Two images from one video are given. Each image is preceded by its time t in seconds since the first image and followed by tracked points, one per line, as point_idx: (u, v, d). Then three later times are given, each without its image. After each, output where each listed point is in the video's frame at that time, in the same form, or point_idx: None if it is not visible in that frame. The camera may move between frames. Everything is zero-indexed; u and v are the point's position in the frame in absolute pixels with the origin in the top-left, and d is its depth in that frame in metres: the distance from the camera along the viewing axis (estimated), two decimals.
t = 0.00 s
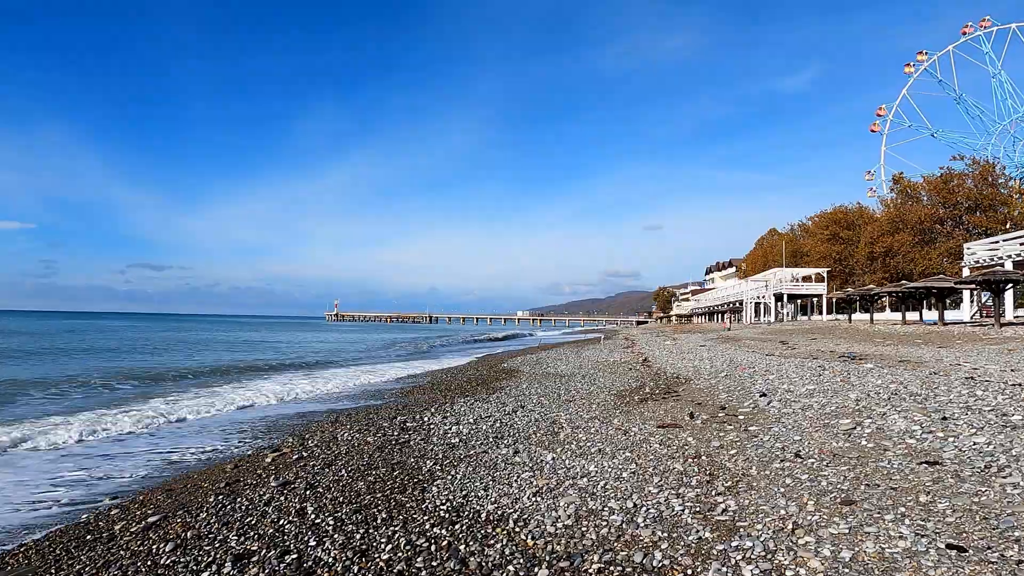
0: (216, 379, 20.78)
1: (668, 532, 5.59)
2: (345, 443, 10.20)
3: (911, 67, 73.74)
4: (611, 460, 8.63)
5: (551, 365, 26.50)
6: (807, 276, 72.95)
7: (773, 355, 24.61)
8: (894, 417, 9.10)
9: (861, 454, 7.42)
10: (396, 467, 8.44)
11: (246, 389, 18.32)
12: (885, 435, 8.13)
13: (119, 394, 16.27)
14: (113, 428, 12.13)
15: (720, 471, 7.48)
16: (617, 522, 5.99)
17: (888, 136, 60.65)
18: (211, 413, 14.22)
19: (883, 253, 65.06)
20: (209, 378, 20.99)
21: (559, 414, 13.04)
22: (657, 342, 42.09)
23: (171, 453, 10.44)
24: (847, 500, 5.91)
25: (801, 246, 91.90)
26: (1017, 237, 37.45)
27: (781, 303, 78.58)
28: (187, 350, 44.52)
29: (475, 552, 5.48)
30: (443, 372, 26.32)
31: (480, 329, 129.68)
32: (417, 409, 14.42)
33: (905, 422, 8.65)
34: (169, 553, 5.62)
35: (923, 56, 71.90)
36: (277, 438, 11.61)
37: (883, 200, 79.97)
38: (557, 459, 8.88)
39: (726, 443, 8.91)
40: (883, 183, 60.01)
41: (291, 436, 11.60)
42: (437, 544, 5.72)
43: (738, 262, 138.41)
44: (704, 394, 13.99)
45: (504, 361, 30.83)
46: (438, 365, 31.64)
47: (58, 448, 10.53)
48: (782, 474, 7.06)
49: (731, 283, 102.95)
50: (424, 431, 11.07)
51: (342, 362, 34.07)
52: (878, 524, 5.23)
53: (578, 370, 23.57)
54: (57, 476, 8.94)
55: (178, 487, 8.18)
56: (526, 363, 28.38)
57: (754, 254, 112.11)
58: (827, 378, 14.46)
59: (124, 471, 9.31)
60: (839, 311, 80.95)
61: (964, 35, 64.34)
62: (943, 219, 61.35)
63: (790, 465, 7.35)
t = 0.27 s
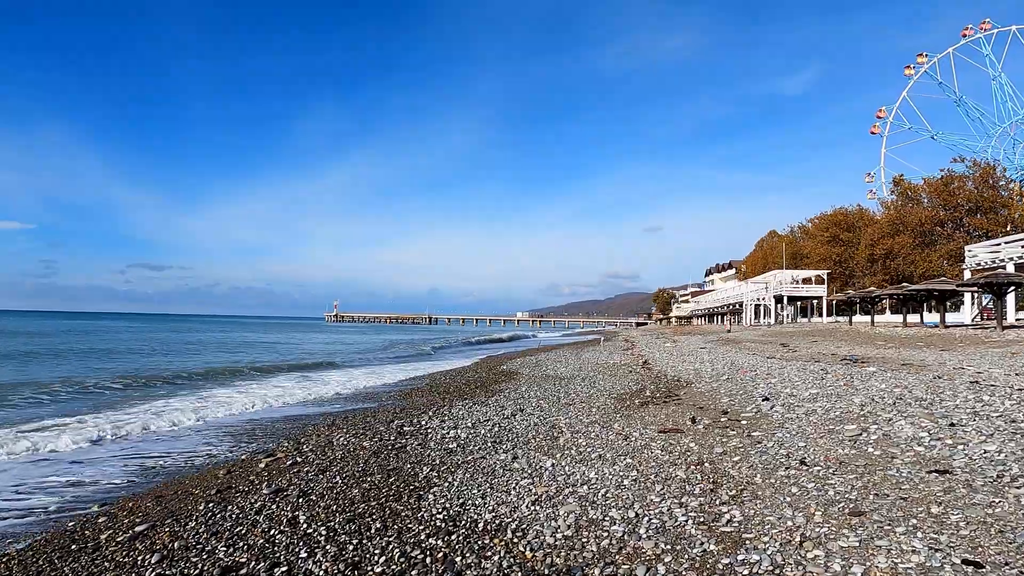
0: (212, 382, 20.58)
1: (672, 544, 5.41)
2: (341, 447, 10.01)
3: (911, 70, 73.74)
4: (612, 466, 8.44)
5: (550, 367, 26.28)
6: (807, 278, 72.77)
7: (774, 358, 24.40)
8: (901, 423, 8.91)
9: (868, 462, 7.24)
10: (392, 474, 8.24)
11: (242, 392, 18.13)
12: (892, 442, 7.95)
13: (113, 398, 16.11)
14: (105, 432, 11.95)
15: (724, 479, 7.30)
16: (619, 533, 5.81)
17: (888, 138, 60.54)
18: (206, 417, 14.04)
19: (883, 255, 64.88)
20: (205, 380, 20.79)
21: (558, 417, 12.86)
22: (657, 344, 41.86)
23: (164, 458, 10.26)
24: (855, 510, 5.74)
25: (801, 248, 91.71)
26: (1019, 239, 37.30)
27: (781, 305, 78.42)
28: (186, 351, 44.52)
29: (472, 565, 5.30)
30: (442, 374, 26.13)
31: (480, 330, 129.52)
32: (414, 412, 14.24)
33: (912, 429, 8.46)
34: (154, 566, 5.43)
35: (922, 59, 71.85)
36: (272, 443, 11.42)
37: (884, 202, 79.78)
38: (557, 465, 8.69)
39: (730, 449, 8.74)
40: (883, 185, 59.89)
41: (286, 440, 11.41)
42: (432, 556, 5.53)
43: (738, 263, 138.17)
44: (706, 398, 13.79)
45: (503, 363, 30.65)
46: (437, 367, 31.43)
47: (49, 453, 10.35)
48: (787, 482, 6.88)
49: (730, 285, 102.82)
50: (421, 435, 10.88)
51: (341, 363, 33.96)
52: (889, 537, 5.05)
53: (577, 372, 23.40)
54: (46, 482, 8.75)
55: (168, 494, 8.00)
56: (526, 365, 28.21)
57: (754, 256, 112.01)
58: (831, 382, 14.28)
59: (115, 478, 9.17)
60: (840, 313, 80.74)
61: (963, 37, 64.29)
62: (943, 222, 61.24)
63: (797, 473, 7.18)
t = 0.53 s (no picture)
0: (206, 385, 20.30)
1: (674, 555, 5.17)
2: (333, 451, 9.74)
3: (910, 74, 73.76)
4: (612, 472, 8.19)
5: (548, 370, 26.04)
6: (807, 281, 72.62)
7: (775, 361, 24.18)
8: (908, 428, 8.68)
9: (877, 469, 7.00)
10: (385, 479, 7.98)
11: (236, 395, 17.86)
12: (900, 447, 7.72)
13: (104, 401, 15.85)
14: (92, 436, 11.68)
15: (727, 486, 7.06)
16: (619, 544, 5.56)
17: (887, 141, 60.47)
18: (197, 420, 13.77)
19: (882, 258, 64.76)
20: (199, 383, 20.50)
21: (557, 421, 12.61)
22: (656, 346, 41.70)
23: (151, 464, 10.00)
24: (865, 520, 5.51)
25: (801, 251, 91.55)
26: (1020, 242, 37.16)
27: (780, 308, 78.23)
28: (182, 353, 44.23)
29: None
30: (439, 376, 25.87)
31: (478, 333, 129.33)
32: (410, 415, 13.98)
33: (920, 434, 8.23)
34: None
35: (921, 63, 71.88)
36: (263, 447, 11.16)
37: (883, 205, 79.65)
38: (554, 471, 8.44)
39: (732, 455, 8.50)
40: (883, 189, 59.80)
41: (278, 444, 11.15)
42: (423, 567, 5.28)
43: (738, 266, 137.97)
44: (707, 401, 13.55)
45: (501, 365, 30.41)
46: (434, 370, 31.13)
47: (34, 458, 10.10)
48: (793, 490, 6.65)
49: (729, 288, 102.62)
50: (416, 439, 10.62)
51: (337, 365, 33.70)
52: (902, 549, 4.82)
53: (576, 375, 23.14)
54: (28, 489, 8.50)
55: (153, 500, 7.74)
56: (524, 368, 27.96)
57: (752, 259, 111.92)
58: (834, 386, 14.05)
59: (100, 484, 8.93)
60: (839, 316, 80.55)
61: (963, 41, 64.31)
62: (943, 225, 61.11)
63: (803, 480, 6.94)
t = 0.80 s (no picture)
0: (196, 388, 19.94)
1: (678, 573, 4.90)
2: (323, 458, 9.45)
3: (904, 76, 74.02)
4: (610, 479, 7.95)
5: (544, 372, 25.79)
6: (802, 282, 72.57)
7: (773, 363, 24.00)
8: (914, 433, 8.45)
9: (884, 477, 6.77)
10: (376, 488, 7.70)
11: (226, 399, 17.52)
12: (906, 454, 7.50)
13: (91, 405, 15.51)
14: (74, 444, 11.31)
15: (730, 495, 6.82)
16: (618, 559, 5.31)
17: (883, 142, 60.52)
18: (184, 426, 13.44)
19: (878, 259, 64.83)
20: (189, 387, 20.14)
21: (553, 426, 12.35)
22: (653, 348, 41.44)
23: (134, 472, 9.68)
24: (876, 533, 5.27)
25: (796, 252, 91.65)
26: (1016, 243, 37.14)
27: (776, 309, 78.20)
28: (174, 355, 43.85)
29: None
30: (433, 379, 25.57)
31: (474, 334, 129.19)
32: (404, 419, 13.70)
33: (926, 439, 8.01)
34: None
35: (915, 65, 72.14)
36: (252, 453, 10.87)
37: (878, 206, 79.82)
38: (551, 478, 8.19)
39: (734, 462, 8.26)
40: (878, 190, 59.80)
41: (267, 450, 10.85)
42: None
43: (734, 267, 138.12)
44: (706, 405, 13.32)
45: (497, 367, 30.16)
46: (428, 372, 30.78)
47: (13, 466, 9.77)
48: (799, 500, 6.41)
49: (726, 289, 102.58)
50: (409, 445, 10.35)
51: (332, 367, 33.40)
52: (917, 565, 4.59)
53: (572, 377, 22.89)
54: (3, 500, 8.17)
55: (134, 511, 7.44)
56: (519, 370, 27.68)
57: (748, 260, 111.97)
58: (834, 389, 13.84)
59: (81, 494, 8.62)
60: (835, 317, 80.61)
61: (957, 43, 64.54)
62: (938, 226, 61.18)
63: (808, 489, 6.70)
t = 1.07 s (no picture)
0: (189, 390, 19.65)
1: None
2: (318, 461, 9.22)
3: (900, 77, 74.31)
4: (612, 483, 7.75)
5: (542, 373, 25.60)
6: (800, 282, 72.55)
7: (772, 363, 23.88)
8: (922, 434, 8.29)
9: (895, 480, 6.60)
10: (371, 493, 7.47)
11: (219, 401, 17.24)
12: (916, 456, 7.32)
13: (81, 408, 15.23)
14: (63, 447, 11.04)
15: (736, 499, 6.64)
16: (623, 567, 5.11)
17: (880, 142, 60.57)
18: (176, 429, 13.18)
19: (875, 260, 64.93)
20: (182, 388, 19.83)
21: (552, 427, 12.14)
22: (650, 348, 41.28)
23: (123, 477, 9.43)
24: (891, 540, 5.08)
25: (793, 253, 91.76)
26: (1014, 243, 37.14)
27: (773, 309, 78.22)
28: (169, 355, 43.53)
29: None
30: (430, 380, 25.33)
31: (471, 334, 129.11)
32: (400, 421, 13.47)
33: (935, 441, 7.84)
34: None
35: (911, 66, 72.36)
36: (245, 456, 10.63)
37: (875, 207, 79.99)
38: (551, 482, 7.97)
39: (739, 464, 8.07)
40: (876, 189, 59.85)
41: (260, 453, 10.62)
42: None
43: (730, 268, 138.28)
44: (707, 406, 13.14)
45: (494, 368, 29.97)
46: (425, 372, 30.54)
47: None
48: (808, 504, 6.23)
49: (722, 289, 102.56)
50: (405, 447, 10.12)
51: (328, 368, 33.18)
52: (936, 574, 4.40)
53: (570, 377, 22.69)
54: None
55: (122, 517, 7.20)
56: (517, 370, 27.49)
57: (745, 260, 112.03)
58: (836, 389, 13.69)
59: (68, 499, 8.37)
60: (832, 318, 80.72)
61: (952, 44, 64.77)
62: (934, 226, 61.22)
63: (818, 494, 6.50)
